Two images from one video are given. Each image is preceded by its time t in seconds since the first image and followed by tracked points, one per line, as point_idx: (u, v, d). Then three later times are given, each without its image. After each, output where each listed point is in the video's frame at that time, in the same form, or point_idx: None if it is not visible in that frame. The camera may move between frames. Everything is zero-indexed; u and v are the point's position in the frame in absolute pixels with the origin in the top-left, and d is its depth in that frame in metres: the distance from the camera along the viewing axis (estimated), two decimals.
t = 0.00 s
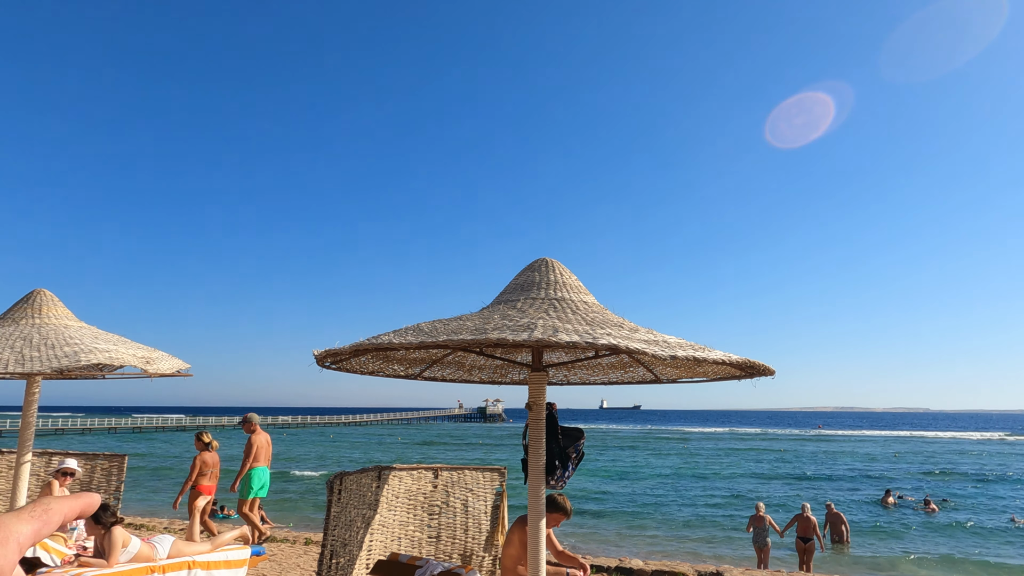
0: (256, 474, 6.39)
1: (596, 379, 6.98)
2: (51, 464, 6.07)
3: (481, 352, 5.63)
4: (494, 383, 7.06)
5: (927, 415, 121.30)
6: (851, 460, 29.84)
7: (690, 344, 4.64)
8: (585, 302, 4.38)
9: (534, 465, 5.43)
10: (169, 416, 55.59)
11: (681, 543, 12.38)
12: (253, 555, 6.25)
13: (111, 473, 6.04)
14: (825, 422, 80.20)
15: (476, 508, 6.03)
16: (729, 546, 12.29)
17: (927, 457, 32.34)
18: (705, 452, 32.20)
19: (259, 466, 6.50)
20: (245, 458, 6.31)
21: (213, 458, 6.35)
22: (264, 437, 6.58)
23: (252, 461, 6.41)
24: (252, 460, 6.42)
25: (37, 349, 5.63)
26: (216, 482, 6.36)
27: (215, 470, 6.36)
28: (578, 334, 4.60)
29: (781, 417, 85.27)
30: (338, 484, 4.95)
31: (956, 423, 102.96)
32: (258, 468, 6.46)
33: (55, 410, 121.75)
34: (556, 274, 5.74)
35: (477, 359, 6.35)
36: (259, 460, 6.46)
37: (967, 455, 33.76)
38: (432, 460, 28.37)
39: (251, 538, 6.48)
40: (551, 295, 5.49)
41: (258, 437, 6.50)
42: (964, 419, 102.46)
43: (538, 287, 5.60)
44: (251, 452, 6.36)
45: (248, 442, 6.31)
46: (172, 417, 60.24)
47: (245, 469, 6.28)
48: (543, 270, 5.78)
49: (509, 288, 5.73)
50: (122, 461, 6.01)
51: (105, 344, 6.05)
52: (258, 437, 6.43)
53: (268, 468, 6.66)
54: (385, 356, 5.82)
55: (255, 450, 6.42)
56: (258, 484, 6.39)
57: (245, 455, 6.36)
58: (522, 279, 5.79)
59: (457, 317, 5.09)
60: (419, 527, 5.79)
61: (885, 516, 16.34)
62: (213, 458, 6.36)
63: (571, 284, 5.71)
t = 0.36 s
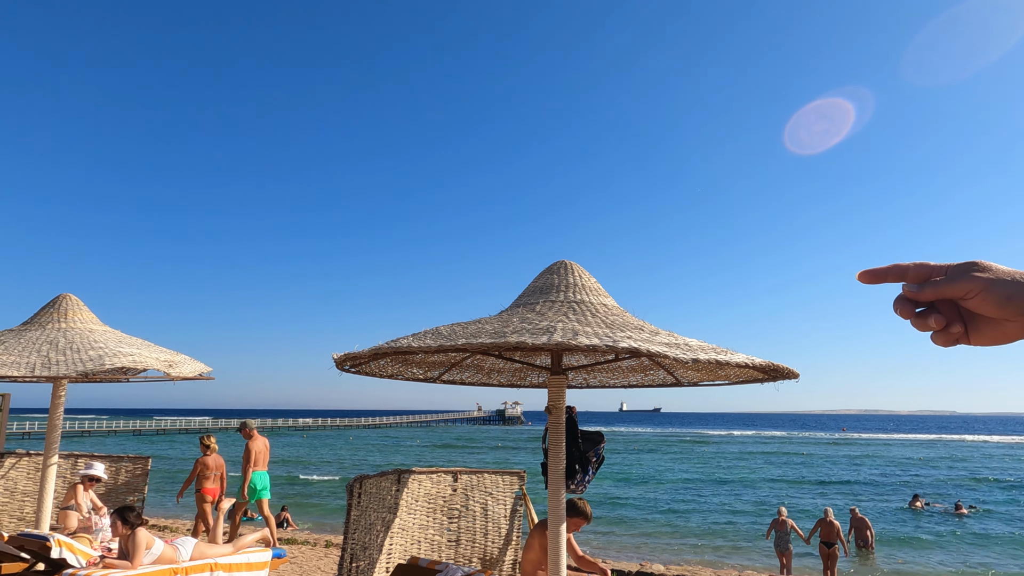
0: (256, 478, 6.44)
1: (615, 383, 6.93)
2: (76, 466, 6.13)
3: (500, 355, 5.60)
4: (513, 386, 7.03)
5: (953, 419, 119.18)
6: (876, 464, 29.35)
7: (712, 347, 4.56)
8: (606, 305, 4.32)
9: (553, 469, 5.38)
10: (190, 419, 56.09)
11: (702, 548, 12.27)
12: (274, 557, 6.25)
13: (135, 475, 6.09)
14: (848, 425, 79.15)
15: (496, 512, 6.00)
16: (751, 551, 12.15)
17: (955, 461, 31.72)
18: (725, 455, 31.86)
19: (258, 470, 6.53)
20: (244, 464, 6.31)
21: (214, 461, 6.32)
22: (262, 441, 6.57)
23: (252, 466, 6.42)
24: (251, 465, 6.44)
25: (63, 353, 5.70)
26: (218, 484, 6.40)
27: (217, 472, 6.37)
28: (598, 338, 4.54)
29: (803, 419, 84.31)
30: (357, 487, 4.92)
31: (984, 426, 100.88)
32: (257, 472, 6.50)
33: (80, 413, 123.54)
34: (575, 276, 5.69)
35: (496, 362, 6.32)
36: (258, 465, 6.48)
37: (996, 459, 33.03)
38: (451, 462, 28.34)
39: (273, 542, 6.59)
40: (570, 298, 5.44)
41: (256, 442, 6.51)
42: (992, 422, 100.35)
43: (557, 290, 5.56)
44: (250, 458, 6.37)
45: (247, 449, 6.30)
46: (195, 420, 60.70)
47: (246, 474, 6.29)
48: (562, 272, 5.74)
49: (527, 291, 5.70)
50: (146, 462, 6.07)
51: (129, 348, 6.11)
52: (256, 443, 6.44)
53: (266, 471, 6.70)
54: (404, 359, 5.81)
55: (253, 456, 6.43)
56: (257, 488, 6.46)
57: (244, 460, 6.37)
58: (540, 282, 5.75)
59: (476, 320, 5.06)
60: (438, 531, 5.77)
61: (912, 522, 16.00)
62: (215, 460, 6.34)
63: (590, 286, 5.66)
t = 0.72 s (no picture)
0: (240, 476, 6.40)
1: (626, 385, 6.87)
2: (88, 467, 6.13)
3: (510, 356, 5.56)
4: (523, 388, 6.99)
5: (966, 420, 118.16)
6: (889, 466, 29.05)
7: (725, 348, 4.50)
8: (618, 305, 4.27)
9: (565, 473, 5.33)
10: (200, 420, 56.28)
11: (713, 551, 12.17)
12: (284, 559, 6.23)
13: (146, 476, 6.08)
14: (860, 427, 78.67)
15: (506, 515, 5.96)
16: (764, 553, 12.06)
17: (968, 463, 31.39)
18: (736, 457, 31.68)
19: (244, 469, 6.52)
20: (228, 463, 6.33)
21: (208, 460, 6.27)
22: (246, 441, 6.59)
23: (235, 465, 6.43)
24: (235, 464, 6.45)
25: (75, 355, 5.70)
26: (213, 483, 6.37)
27: (209, 471, 6.31)
28: (610, 339, 4.48)
29: (815, 421, 83.85)
30: (367, 489, 4.89)
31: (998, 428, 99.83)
32: (242, 472, 6.49)
33: (91, 413, 124.30)
34: (586, 278, 5.65)
35: (506, 364, 6.28)
36: (243, 464, 6.48)
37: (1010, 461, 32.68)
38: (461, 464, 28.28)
39: (283, 544, 6.59)
40: (581, 299, 5.40)
41: (240, 441, 6.53)
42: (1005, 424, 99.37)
43: (568, 292, 5.52)
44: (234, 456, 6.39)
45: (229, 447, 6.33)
46: (206, 421, 61.06)
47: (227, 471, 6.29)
48: (573, 273, 5.69)
49: (538, 292, 5.66)
50: (157, 465, 6.05)
51: (140, 350, 6.12)
52: (240, 442, 6.46)
53: (253, 471, 6.66)
54: (414, 361, 5.78)
55: (236, 454, 6.44)
56: (242, 486, 6.38)
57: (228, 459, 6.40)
58: (551, 283, 5.71)
59: (486, 322, 5.02)
60: (448, 534, 5.73)
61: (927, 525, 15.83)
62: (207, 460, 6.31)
63: (601, 288, 5.62)
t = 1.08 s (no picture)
0: (219, 476, 6.37)
1: (628, 385, 6.86)
2: (88, 467, 6.11)
3: (511, 357, 5.54)
4: (524, 389, 6.97)
5: (966, 421, 118.17)
6: (890, 467, 29.06)
7: (728, 349, 4.48)
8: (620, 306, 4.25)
9: (566, 473, 5.32)
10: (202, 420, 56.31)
11: (716, 552, 12.16)
12: (284, 560, 6.21)
13: (147, 477, 6.07)
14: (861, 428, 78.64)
15: (508, 516, 5.94)
16: (766, 554, 12.08)
17: (969, 464, 31.40)
18: (737, 457, 31.69)
19: (224, 469, 6.49)
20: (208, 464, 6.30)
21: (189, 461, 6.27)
22: (227, 441, 6.57)
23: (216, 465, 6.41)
24: (216, 464, 6.42)
25: (75, 355, 5.69)
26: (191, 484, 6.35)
27: (188, 472, 6.29)
28: (612, 340, 4.46)
29: (816, 421, 83.76)
30: (368, 491, 4.87)
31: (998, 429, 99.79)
32: (223, 472, 6.47)
33: (92, 413, 124.37)
34: (588, 278, 5.63)
35: (507, 364, 6.26)
36: (224, 465, 6.45)
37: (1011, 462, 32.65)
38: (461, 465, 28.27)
39: (284, 544, 6.58)
40: (583, 300, 5.39)
41: (222, 441, 6.51)
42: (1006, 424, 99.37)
43: (569, 292, 5.50)
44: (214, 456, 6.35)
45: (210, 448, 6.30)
46: (207, 421, 61.11)
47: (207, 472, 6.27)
48: (574, 274, 5.67)
49: (540, 293, 5.64)
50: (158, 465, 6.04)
51: (140, 351, 6.10)
52: (220, 442, 6.44)
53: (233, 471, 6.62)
54: (415, 362, 5.77)
55: (217, 455, 6.41)
56: (222, 487, 6.37)
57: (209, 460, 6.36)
58: (552, 284, 5.69)
59: (488, 322, 5.00)
60: (449, 535, 5.71)
61: (929, 526, 15.83)
62: (188, 461, 6.30)
63: (603, 288, 5.60)
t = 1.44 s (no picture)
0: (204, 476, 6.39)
1: (631, 386, 6.83)
2: (91, 468, 6.10)
3: (515, 358, 5.51)
4: (527, 390, 6.95)
5: (968, 422, 117.96)
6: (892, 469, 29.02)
7: (734, 349, 4.44)
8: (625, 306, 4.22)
9: (570, 476, 5.28)
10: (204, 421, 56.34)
11: (719, 554, 12.12)
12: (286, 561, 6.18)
13: (149, 477, 6.06)
14: (864, 429, 78.42)
15: (510, 517, 5.91)
16: (770, 556, 12.07)
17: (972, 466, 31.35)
18: (739, 459, 31.65)
19: (208, 469, 6.49)
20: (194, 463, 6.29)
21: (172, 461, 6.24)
22: (213, 441, 6.54)
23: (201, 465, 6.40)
24: (201, 464, 6.41)
25: (78, 355, 5.67)
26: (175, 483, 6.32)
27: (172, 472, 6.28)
28: (617, 340, 4.44)
29: (818, 423, 83.63)
30: (371, 492, 4.86)
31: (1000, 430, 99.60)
32: (207, 471, 6.46)
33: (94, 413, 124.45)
34: (592, 278, 5.60)
35: (511, 364, 6.23)
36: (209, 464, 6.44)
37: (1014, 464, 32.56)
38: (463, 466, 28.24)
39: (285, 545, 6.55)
40: (587, 300, 5.36)
41: (207, 441, 6.48)
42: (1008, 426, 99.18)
43: (574, 292, 5.47)
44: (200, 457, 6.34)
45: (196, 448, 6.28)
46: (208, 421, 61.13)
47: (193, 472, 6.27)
48: (578, 274, 5.65)
49: (544, 293, 5.62)
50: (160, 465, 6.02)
51: (143, 351, 6.08)
52: (206, 442, 6.42)
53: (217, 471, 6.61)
54: (418, 362, 5.75)
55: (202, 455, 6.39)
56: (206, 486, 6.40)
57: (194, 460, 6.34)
58: (556, 284, 5.66)
59: (492, 322, 4.98)
60: (452, 536, 5.69)
61: (933, 530, 15.77)
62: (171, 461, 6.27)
63: (607, 288, 5.57)
